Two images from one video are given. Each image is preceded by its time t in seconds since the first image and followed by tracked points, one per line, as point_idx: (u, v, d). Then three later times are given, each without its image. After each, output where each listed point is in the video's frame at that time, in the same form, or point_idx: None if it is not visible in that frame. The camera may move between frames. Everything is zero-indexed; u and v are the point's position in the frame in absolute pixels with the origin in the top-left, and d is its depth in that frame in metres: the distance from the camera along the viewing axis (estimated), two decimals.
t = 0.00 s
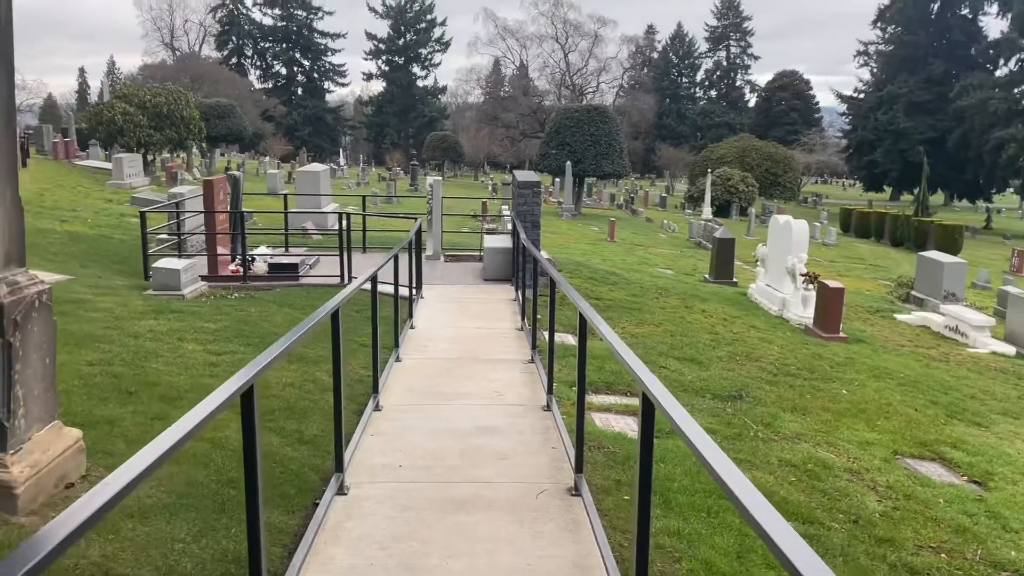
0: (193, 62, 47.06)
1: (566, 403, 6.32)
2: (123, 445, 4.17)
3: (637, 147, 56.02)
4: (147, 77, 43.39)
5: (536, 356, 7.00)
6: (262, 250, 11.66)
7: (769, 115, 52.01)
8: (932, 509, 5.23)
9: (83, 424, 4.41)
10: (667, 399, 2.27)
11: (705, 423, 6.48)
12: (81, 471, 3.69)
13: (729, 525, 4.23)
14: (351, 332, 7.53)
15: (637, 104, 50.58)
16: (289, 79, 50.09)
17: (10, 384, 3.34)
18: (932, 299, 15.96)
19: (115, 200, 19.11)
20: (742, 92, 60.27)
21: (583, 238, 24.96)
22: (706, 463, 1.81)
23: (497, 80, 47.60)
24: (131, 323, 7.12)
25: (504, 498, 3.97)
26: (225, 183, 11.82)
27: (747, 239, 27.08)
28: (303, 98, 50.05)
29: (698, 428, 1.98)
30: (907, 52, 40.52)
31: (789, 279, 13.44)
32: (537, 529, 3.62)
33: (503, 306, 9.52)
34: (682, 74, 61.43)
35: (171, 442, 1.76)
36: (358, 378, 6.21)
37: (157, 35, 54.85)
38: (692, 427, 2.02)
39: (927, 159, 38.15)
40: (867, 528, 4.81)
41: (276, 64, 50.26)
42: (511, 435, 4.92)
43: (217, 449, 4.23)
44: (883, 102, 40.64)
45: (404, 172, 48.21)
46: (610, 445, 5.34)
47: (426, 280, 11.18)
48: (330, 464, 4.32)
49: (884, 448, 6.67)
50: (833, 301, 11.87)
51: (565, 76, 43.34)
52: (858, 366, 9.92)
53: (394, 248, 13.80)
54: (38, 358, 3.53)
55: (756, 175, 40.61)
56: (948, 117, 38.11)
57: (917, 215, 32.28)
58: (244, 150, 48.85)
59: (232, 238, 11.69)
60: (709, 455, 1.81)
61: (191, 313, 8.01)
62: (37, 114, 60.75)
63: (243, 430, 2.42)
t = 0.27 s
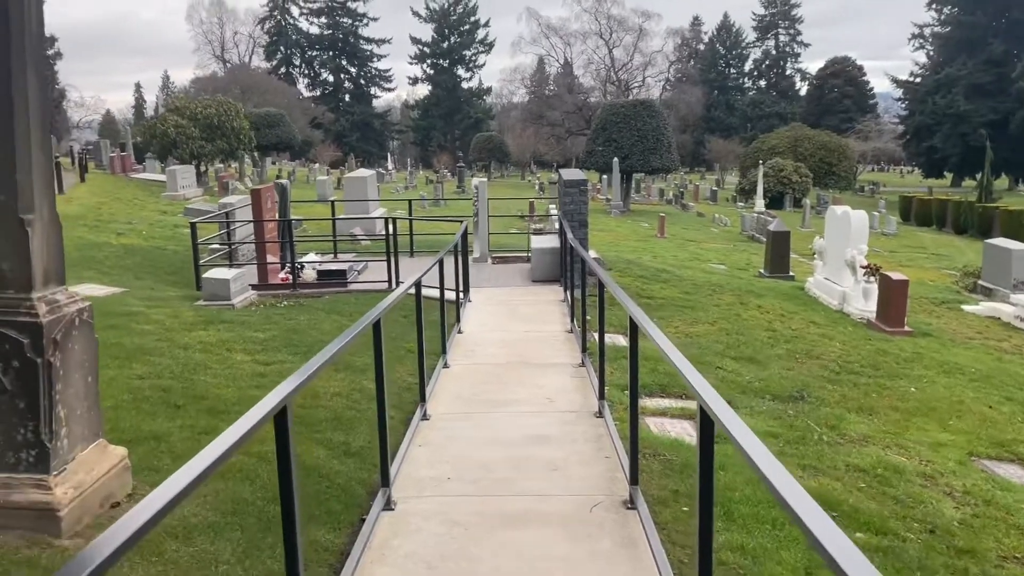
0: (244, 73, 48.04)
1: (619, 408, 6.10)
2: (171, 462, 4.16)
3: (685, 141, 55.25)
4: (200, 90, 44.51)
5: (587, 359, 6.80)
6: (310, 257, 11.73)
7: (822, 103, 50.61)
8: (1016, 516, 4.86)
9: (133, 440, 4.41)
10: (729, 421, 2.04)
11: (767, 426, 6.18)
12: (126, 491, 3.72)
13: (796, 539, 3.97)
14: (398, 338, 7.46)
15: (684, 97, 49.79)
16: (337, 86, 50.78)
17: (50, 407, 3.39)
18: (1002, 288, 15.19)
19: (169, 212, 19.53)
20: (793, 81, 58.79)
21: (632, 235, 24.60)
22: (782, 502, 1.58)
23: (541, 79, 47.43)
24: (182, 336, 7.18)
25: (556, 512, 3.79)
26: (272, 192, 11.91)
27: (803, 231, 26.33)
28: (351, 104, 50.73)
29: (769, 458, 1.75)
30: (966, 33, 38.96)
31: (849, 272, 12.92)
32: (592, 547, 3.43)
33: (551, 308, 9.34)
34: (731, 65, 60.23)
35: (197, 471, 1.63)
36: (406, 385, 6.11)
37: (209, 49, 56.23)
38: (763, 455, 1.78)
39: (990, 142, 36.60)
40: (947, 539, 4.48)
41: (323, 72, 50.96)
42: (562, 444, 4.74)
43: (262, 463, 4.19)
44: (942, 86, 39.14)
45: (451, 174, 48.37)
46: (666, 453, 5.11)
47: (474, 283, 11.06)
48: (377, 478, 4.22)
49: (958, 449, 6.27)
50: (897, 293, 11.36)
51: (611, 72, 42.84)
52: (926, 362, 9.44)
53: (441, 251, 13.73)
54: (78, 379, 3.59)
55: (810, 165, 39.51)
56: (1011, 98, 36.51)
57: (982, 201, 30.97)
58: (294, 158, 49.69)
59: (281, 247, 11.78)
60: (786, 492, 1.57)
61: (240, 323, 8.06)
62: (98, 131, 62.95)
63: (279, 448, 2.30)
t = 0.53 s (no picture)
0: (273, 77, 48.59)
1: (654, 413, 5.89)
2: (195, 477, 4.06)
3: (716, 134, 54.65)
4: (230, 95, 45.11)
5: (621, 361, 6.58)
6: (338, 261, 11.68)
7: (855, 91, 49.65)
8: None
9: (156, 455, 4.31)
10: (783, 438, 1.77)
11: (811, 428, 5.89)
12: (147, 509, 3.64)
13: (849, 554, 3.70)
14: (427, 343, 7.31)
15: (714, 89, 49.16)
16: (365, 88, 51.14)
17: (66, 426, 3.31)
18: None
19: (201, 218, 19.73)
20: (825, 69, 57.68)
21: (663, 230, 24.26)
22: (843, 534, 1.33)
23: (568, 75, 47.23)
24: (208, 346, 7.11)
25: (592, 528, 3.59)
26: (300, 196, 11.88)
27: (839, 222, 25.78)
28: (378, 105, 51.03)
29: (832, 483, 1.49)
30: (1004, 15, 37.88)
31: (890, 265, 12.48)
32: (632, 567, 3.22)
33: (583, 308, 9.13)
34: (760, 55, 59.34)
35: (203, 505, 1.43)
36: (434, 393, 5.95)
37: (238, 54, 56.90)
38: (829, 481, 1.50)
39: None
40: (1010, 549, 4.16)
41: (351, 74, 51.33)
42: (598, 454, 4.54)
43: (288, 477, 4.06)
44: (980, 70, 38.11)
45: (480, 172, 48.43)
46: (706, 460, 4.87)
47: (503, 284, 10.91)
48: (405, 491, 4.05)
49: (1015, 450, 5.90)
50: (942, 287, 10.92)
51: (638, 66, 42.43)
52: (976, 356, 9.05)
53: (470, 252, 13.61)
54: (94, 395, 3.49)
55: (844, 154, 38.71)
56: None
57: None
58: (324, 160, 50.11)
59: (310, 251, 11.75)
60: (858, 530, 1.30)
61: (268, 330, 8.02)
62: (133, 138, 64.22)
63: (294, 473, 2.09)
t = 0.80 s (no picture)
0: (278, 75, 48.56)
1: (668, 413, 5.73)
2: (195, 484, 3.93)
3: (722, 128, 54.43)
4: (236, 94, 45.10)
5: (632, 360, 6.42)
6: (344, 259, 11.56)
7: (862, 84, 49.32)
8: None
9: (156, 461, 4.21)
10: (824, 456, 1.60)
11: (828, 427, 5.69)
12: (144, 519, 3.53)
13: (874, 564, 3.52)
14: (434, 342, 7.17)
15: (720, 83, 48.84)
16: (370, 86, 51.11)
17: (56, 433, 3.18)
18: None
19: (206, 217, 19.66)
20: (831, 63, 57.15)
21: (670, 225, 24.08)
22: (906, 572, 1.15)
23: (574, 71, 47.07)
24: (211, 346, 6.99)
25: (606, 536, 3.44)
26: (306, 193, 11.75)
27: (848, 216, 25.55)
28: (384, 103, 50.99)
29: (884, 508, 1.33)
30: (1012, 7, 37.55)
31: (902, 257, 12.23)
32: None
33: (592, 305, 8.98)
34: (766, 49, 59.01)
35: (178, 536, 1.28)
36: (441, 393, 5.79)
37: (244, 53, 56.87)
38: (880, 505, 1.34)
39: None
40: None
41: (356, 72, 51.27)
42: (610, 456, 4.40)
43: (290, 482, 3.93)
44: (987, 62, 37.77)
45: (486, 169, 48.34)
46: (722, 463, 4.71)
47: (511, 280, 10.77)
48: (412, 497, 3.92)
49: None
50: (956, 280, 10.69)
51: (644, 61, 42.14)
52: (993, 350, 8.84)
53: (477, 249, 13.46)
54: (86, 402, 3.37)
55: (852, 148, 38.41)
56: None
57: None
58: (331, 158, 50.06)
59: (315, 249, 11.63)
60: (925, 568, 1.12)
61: (273, 329, 7.91)
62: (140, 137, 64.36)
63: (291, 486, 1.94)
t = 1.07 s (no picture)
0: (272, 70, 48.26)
1: (672, 419, 5.55)
2: (180, 498, 3.75)
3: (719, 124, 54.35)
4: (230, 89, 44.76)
5: (635, 362, 6.25)
6: (339, 256, 11.37)
7: (858, 81, 49.23)
8: None
9: (141, 470, 4.03)
10: (878, 487, 1.41)
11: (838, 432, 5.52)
12: (126, 534, 3.37)
13: None
14: (432, 343, 6.98)
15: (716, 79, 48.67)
16: (366, 81, 50.84)
17: (28, 447, 2.98)
18: None
19: (199, 213, 19.43)
20: (827, 60, 56.95)
21: (668, 222, 23.92)
22: None
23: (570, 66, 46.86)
24: (201, 347, 6.80)
25: (613, 552, 3.27)
26: (298, 189, 11.53)
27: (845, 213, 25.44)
28: (380, 98, 50.73)
29: (962, 557, 1.14)
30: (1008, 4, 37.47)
31: (903, 256, 12.08)
32: None
33: (591, 304, 8.80)
34: (762, 46, 58.88)
35: None
36: (438, 397, 5.61)
37: (238, 47, 56.47)
38: (956, 551, 1.15)
39: None
40: None
41: (352, 67, 50.97)
42: (615, 465, 4.23)
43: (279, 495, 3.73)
44: (984, 59, 37.72)
45: (481, 165, 48.12)
46: (731, 472, 4.54)
47: (508, 279, 10.59)
48: (409, 510, 3.73)
49: None
50: (960, 279, 10.51)
51: (640, 57, 41.91)
52: (999, 348, 8.69)
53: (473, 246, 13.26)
54: (61, 411, 3.17)
55: (849, 145, 38.28)
56: None
57: None
58: (326, 154, 49.80)
59: (308, 246, 11.43)
60: None
61: (266, 328, 7.73)
62: (134, 132, 63.98)
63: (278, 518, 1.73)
